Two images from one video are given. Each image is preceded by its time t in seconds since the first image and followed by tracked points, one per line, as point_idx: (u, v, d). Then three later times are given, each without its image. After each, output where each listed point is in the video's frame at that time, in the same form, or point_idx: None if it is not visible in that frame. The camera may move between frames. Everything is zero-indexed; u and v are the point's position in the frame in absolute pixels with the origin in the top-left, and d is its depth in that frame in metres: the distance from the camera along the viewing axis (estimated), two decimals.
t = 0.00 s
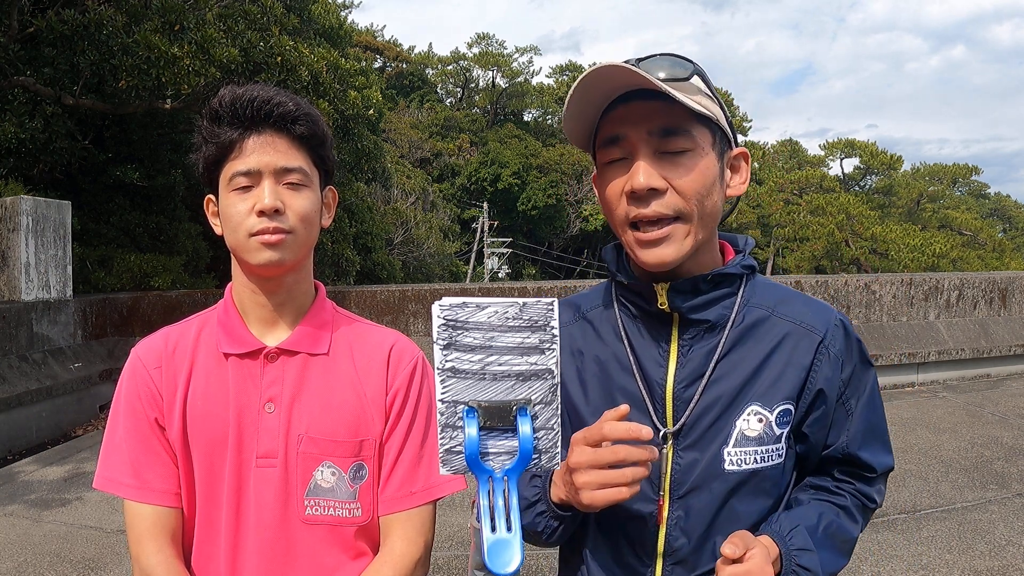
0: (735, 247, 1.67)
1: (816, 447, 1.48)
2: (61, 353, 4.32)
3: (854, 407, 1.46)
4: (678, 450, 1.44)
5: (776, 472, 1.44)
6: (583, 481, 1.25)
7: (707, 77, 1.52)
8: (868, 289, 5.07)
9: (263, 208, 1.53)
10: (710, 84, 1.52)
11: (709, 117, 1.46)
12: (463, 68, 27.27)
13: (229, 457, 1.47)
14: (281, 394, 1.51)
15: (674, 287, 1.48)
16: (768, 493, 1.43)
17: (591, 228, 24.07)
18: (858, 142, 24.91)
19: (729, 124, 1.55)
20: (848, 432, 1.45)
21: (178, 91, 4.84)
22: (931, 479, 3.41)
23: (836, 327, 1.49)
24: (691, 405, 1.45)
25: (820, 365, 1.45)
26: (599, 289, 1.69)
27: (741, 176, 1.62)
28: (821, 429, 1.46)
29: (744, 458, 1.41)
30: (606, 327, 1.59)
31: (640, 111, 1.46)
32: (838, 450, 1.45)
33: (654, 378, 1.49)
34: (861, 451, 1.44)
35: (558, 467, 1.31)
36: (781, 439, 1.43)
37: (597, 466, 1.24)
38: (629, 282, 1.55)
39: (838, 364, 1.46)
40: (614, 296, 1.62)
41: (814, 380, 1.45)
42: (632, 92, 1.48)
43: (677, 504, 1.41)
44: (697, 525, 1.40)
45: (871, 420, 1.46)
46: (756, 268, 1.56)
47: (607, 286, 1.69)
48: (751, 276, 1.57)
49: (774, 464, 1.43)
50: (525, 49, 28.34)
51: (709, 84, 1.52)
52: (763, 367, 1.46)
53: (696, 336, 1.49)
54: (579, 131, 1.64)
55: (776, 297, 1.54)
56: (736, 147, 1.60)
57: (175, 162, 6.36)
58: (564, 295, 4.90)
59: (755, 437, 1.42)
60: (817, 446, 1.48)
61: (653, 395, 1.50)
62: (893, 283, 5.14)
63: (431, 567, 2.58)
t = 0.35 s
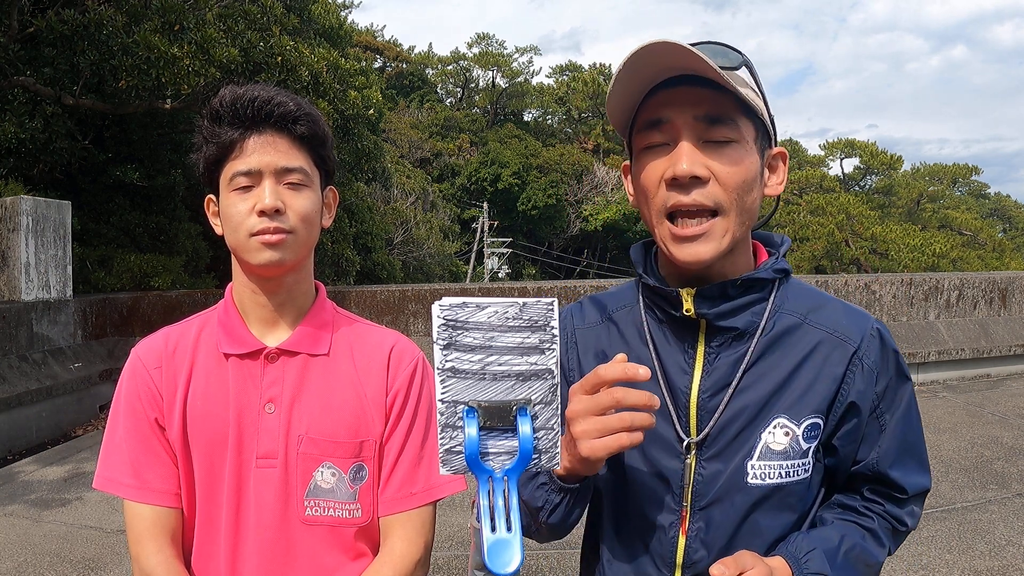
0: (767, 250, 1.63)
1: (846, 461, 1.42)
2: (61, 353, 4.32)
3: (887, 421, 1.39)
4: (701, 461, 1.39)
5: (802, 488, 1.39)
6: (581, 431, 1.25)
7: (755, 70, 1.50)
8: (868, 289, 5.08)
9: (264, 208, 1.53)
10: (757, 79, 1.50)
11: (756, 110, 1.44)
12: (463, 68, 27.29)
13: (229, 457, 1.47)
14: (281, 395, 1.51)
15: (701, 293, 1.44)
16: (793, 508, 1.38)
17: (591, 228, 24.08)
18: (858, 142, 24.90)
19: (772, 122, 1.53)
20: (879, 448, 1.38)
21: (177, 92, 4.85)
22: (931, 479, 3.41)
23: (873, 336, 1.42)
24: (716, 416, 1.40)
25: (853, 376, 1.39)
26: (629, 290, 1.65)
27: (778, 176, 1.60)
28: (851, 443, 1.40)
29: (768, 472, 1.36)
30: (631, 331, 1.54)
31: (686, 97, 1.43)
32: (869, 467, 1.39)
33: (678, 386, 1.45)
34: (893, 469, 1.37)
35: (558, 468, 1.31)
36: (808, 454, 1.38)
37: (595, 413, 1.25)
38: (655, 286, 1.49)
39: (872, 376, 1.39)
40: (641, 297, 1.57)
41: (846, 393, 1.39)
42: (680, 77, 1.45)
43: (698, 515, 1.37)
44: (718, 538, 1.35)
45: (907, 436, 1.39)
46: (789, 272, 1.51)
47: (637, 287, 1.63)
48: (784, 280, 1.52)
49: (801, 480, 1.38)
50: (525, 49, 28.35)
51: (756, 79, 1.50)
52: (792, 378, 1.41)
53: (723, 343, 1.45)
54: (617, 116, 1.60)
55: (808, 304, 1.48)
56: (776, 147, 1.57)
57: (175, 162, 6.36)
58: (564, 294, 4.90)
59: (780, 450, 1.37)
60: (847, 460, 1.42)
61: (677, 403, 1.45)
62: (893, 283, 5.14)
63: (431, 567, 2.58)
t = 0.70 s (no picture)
0: (793, 252, 1.61)
1: (869, 472, 1.38)
2: (61, 353, 4.32)
3: (912, 432, 1.36)
4: (721, 469, 1.37)
5: (824, 499, 1.36)
6: (598, 470, 1.23)
7: (793, 69, 1.48)
8: (868, 289, 5.08)
9: (263, 208, 1.52)
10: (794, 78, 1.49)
11: (792, 110, 1.43)
12: (463, 68, 27.33)
13: (229, 458, 1.47)
14: (281, 395, 1.51)
15: (724, 297, 1.41)
16: (814, 520, 1.36)
17: (591, 228, 24.09)
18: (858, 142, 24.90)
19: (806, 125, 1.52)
20: (904, 459, 1.35)
21: (178, 92, 4.85)
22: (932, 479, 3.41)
23: (900, 344, 1.40)
24: (737, 424, 1.38)
25: (879, 386, 1.36)
26: (650, 292, 1.62)
27: (809, 180, 1.55)
28: (875, 454, 1.37)
29: (790, 483, 1.34)
30: (652, 335, 1.51)
31: (723, 92, 1.42)
32: (891, 479, 1.35)
33: (700, 392, 1.43)
34: (916, 482, 1.34)
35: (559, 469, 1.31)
36: (831, 465, 1.35)
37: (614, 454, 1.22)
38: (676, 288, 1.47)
39: (898, 386, 1.36)
40: (662, 300, 1.55)
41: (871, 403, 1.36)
42: (718, 70, 1.43)
43: (716, 524, 1.35)
44: (737, 548, 1.33)
45: (933, 448, 1.36)
46: (815, 275, 1.47)
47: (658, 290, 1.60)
48: (810, 284, 1.49)
49: (823, 491, 1.35)
50: (525, 49, 28.36)
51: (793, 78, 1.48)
52: (816, 387, 1.38)
53: (746, 350, 1.42)
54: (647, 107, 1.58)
55: (834, 309, 1.45)
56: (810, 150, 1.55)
57: (175, 162, 6.36)
58: (564, 294, 4.91)
59: (802, 460, 1.34)
60: (870, 471, 1.38)
61: (698, 410, 1.43)
62: (893, 283, 5.14)
63: (432, 567, 2.58)
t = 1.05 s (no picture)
0: (810, 253, 1.60)
1: (878, 479, 1.37)
2: (61, 353, 4.32)
3: (923, 441, 1.35)
4: (728, 471, 1.37)
5: (831, 505, 1.34)
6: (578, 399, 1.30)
7: (790, 61, 1.44)
8: (868, 289, 5.09)
9: (264, 208, 1.52)
10: (792, 71, 1.44)
11: (786, 102, 1.38)
12: (463, 68, 27.35)
13: (229, 458, 1.47)
14: (282, 395, 1.51)
15: (735, 298, 1.42)
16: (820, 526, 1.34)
17: (591, 228, 24.10)
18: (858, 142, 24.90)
19: (811, 119, 1.46)
20: (913, 469, 1.34)
21: (178, 92, 4.85)
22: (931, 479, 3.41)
23: (914, 350, 1.38)
24: (745, 426, 1.38)
25: (891, 393, 1.34)
26: (660, 291, 1.65)
27: (820, 178, 1.50)
28: (884, 461, 1.35)
29: (796, 487, 1.32)
30: (662, 333, 1.54)
31: (710, 89, 1.41)
32: (900, 488, 1.35)
33: (708, 392, 1.44)
34: (926, 493, 1.33)
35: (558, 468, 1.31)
36: (838, 471, 1.33)
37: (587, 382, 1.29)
38: (690, 288, 1.49)
39: (910, 394, 1.35)
40: (674, 298, 1.58)
41: (882, 410, 1.34)
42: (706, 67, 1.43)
43: (721, 525, 1.35)
44: (741, 550, 1.33)
45: (944, 458, 1.35)
46: (829, 278, 1.47)
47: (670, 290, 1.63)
48: (823, 286, 1.48)
49: (829, 497, 1.33)
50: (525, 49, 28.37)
51: (792, 71, 1.44)
52: (828, 391, 1.37)
53: (756, 351, 1.43)
54: (651, 107, 1.61)
55: (848, 313, 1.43)
56: (817, 147, 1.49)
57: (175, 162, 6.37)
58: (564, 294, 4.91)
59: (809, 465, 1.32)
60: (879, 478, 1.37)
61: (707, 411, 1.43)
62: (893, 283, 5.14)
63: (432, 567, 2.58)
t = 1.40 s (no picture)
0: (813, 257, 1.59)
1: (878, 487, 1.37)
2: (61, 353, 4.32)
3: (924, 450, 1.34)
4: (726, 478, 1.38)
5: (830, 514, 1.34)
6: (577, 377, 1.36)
7: (783, 59, 1.41)
8: (868, 289, 5.09)
9: (265, 208, 1.52)
10: (786, 70, 1.41)
11: (773, 102, 1.36)
12: (463, 68, 27.37)
13: (230, 459, 1.47)
14: (283, 396, 1.51)
15: (734, 305, 1.41)
16: (818, 534, 1.33)
17: (591, 228, 24.10)
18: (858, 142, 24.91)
19: (807, 121, 1.43)
20: (914, 478, 1.33)
21: (178, 92, 4.86)
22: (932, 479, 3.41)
23: (918, 359, 1.37)
24: (743, 434, 1.38)
25: (892, 402, 1.34)
26: (662, 293, 1.65)
27: (818, 182, 1.46)
28: (884, 470, 1.35)
29: (794, 497, 1.32)
30: (662, 337, 1.54)
31: (694, 89, 1.40)
32: (901, 497, 1.34)
33: (706, 400, 1.44)
34: (927, 502, 1.33)
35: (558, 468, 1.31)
36: (837, 480, 1.33)
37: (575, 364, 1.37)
38: (688, 295, 1.49)
39: (912, 403, 1.34)
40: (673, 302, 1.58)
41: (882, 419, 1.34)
42: (692, 67, 1.42)
43: (719, 532, 1.35)
44: (738, 556, 1.33)
45: (946, 467, 1.34)
46: (831, 283, 1.46)
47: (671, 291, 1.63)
48: (826, 292, 1.47)
49: (829, 506, 1.33)
50: (525, 49, 28.37)
51: (786, 70, 1.41)
52: (827, 400, 1.37)
53: (756, 359, 1.43)
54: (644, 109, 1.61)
55: (850, 321, 1.42)
56: (814, 148, 1.46)
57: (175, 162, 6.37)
58: (564, 294, 4.91)
59: (808, 475, 1.33)
60: (879, 486, 1.36)
61: (705, 417, 1.44)
62: (894, 283, 5.15)
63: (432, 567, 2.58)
